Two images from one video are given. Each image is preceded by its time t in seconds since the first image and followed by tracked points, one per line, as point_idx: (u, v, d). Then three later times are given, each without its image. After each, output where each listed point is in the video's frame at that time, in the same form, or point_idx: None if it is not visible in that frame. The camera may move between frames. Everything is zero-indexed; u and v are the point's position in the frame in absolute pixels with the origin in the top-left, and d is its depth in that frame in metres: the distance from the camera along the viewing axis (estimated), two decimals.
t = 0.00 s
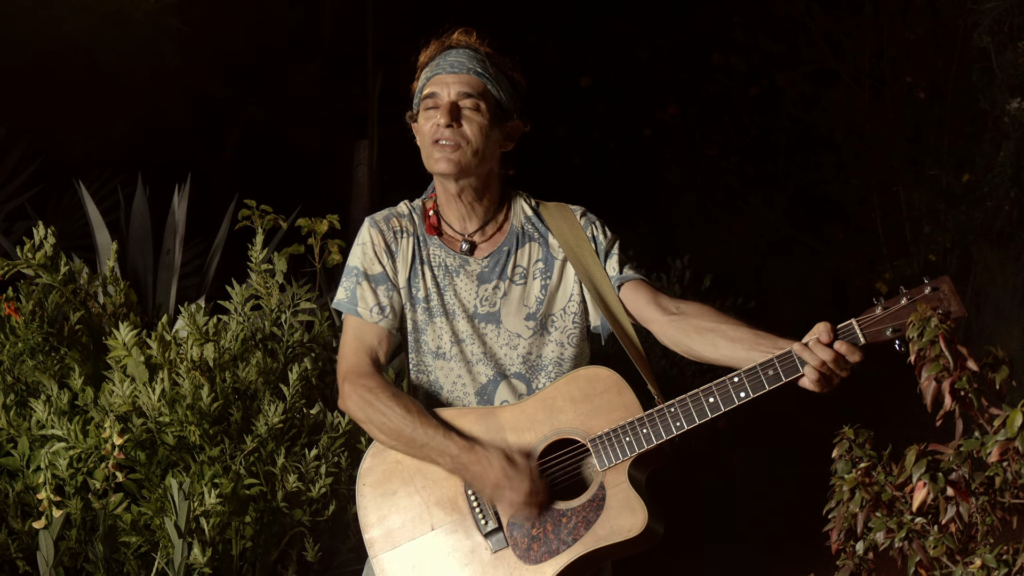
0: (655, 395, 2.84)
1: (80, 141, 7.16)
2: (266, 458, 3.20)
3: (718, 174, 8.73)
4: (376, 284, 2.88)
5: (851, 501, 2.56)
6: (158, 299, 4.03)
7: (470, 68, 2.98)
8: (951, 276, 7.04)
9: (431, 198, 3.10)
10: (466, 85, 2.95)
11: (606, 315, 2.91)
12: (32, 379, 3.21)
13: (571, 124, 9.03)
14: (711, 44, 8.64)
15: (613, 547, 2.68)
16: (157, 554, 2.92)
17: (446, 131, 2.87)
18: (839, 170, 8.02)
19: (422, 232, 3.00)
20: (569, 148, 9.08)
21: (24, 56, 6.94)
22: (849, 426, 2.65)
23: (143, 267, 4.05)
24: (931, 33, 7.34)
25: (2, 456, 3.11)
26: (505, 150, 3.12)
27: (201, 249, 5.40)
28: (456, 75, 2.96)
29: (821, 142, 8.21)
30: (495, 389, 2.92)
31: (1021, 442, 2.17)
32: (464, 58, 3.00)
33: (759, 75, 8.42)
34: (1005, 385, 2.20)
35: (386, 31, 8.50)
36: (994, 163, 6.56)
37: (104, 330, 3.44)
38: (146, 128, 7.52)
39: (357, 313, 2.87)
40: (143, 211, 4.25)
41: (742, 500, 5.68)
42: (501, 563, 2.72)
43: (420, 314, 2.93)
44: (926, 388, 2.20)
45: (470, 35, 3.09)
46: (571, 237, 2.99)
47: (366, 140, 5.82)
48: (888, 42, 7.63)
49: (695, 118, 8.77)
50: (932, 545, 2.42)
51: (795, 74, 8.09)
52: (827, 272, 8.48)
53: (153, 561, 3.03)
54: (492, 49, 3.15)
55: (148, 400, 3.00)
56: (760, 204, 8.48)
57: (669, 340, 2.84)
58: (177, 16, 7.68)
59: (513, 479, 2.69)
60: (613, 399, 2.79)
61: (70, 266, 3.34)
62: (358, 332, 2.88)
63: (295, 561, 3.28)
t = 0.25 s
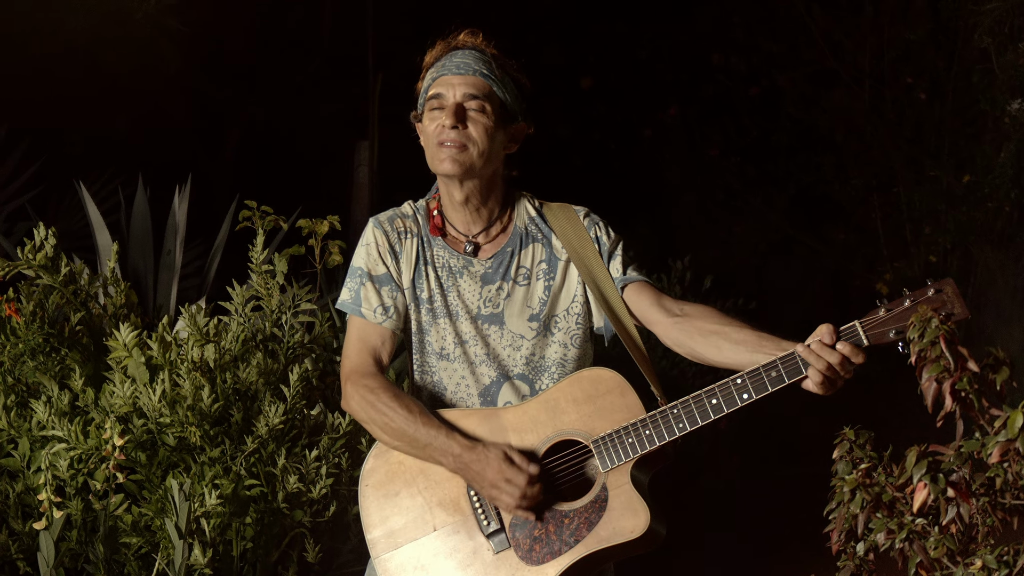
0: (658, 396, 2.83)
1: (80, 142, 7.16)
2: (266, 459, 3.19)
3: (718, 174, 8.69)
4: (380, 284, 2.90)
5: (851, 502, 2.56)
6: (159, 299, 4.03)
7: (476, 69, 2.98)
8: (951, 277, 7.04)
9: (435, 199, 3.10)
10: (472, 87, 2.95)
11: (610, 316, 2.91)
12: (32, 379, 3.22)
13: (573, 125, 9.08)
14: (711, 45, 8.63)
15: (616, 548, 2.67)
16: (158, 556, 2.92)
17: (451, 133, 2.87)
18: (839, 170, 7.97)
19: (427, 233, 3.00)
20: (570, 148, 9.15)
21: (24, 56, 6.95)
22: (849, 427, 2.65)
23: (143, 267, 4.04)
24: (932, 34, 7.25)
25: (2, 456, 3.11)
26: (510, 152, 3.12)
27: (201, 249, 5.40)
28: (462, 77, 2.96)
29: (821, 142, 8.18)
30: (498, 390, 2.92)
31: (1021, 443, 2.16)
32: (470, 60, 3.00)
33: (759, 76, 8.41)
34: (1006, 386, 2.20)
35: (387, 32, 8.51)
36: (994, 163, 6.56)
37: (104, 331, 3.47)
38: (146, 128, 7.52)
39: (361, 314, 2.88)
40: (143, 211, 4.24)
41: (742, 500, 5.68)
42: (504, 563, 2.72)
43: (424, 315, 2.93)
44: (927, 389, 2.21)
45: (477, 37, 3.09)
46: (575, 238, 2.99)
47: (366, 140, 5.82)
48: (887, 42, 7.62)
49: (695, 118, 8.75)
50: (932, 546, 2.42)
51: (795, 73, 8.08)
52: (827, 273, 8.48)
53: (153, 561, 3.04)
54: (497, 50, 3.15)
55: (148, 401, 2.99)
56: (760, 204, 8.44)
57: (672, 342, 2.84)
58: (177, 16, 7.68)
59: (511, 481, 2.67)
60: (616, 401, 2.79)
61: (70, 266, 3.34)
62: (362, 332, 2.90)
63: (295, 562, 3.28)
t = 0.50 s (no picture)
0: (659, 398, 2.83)
1: (80, 142, 7.16)
2: (266, 460, 3.19)
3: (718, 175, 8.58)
4: (383, 286, 2.89)
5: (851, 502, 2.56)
6: (159, 299, 4.03)
7: (483, 72, 2.98)
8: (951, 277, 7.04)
9: (437, 201, 3.10)
10: (478, 90, 2.95)
11: (611, 318, 2.91)
12: (32, 380, 3.21)
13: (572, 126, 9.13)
14: (713, 45, 8.58)
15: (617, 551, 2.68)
16: (158, 556, 2.92)
17: (456, 136, 2.87)
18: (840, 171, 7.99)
19: (429, 235, 3.00)
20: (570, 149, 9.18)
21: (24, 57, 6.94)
22: (849, 428, 2.65)
23: (143, 267, 4.04)
24: (932, 34, 7.26)
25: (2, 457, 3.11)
26: (514, 154, 3.12)
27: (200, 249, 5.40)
28: (469, 80, 2.96)
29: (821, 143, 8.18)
30: (499, 392, 2.92)
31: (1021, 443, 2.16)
32: (477, 62, 3.00)
33: (760, 76, 8.36)
34: (1006, 386, 2.20)
35: (386, 31, 8.50)
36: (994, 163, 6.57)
37: (103, 331, 3.46)
38: (147, 129, 7.52)
39: (363, 315, 2.87)
40: (143, 211, 4.24)
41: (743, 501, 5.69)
42: (504, 565, 2.72)
43: (426, 317, 2.93)
44: (927, 389, 2.21)
45: (483, 39, 3.09)
46: (577, 241, 2.98)
47: (366, 140, 5.83)
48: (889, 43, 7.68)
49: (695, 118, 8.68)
50: (933, 546, 2.43)
51: (795, 74, 8.14)
52: (827, 273, 8.49)
53: (153, 561, 3.04)
54: (503, 53, 3.15)
55: (148, 401, 2.99)
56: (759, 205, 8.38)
57: (673, 343, 2.84)
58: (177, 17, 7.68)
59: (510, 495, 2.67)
60: (617, 402, 2.79)
61: (70, 267, 3.34)
62: (364, 334, 2.89)
63: (295, 562, 3.27)
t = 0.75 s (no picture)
0: (659, 399, 2.84)
1: (80, 142, 7.16)
2: (267, 459, 3.20)
3: (718, 174, 8.64)
4: (383, 285, 2.89)
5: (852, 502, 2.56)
6: (159, 299, 4.03)
7: (485, 72, 2.98)
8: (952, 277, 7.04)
9: (439, 200, 3.10)
10: (480, 89, 2.95)
11: (611, 318, 2.91)
12: (32, 380, 3.21)
13: (573, 126, 8.99)
14: (713, 45, 8.59)
15: (614, 549, 2.67)
16: (158, 556, 2.92)
17: (457, 135, 2.88)
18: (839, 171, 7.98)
19: (430, 234, 3.00)
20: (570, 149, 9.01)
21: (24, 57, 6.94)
22: (849, 428, 2.65)
23: (143, 267, 4.04)
24: (932, 34, 7.30)
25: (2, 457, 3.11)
26: (516, 155, 3.12)
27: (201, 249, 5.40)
28: (471, 79, 2.96)
29: (821, 143, 8.21)
30: (500, 391, 2.92)
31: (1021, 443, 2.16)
32: (479, 62, 3.00)
33: (760, 76, 8.42)
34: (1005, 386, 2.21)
35: (386, 31, 8.50)
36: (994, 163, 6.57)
37: (104, 331, 3.46)
38: (147, 129, 7.52)
39: (363, 314, 2.87)
40: (143, 211, 4.23)
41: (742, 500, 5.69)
42: (502, 564, 2.72)
43: (426, 316, 2.93)
44: (927, 389, 2.21)
45: (486, 39, 3.09)
46: (578, 241, 2.98)
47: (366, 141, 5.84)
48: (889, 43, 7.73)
49: (695, 119, 8.68)
50: (933, 546, 2.43)
51: (795, 74, 8.22)
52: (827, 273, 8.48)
53: (153, 561, 3.04)
54: (506, 53, 3.15)
55: (148, 401, 2.99)
56: (761, 205, 8.44)
57: (674, 344, 2.84)
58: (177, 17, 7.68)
59: (517, 454, 2.74)
60: (616, 402, 2.80)
61: (70, 267, 3.35)
62: (362, 333, 2.90)
63: (295, 562, 3.27)
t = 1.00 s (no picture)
0: (658, 399, 2.84)
1: (81, 142, 7.17)
2: (267, 460, 3.20)
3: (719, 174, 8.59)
4: (383, 285, 2.89)
5: (852, 502, 2.56)
6: (159, 299, 4.03)
7: (486, 74, 2.98)
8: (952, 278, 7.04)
9: (440, 201, 3.10)
10: (480, 91, 2.95)
11: (611, 319, 2.90)
12: (32, 380, 3.21)
13: (573, 126, 9.19)
14: (714, 45, 8.57)
15: (614, 551, 2.67)
16: (158, 556, 2.92)
17: (457, 137, 2.87)
18: (840, 171, 7.93)
19: (431, 235, 3.00)
20: (570, 149, 9.23)
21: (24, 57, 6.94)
22: (850, 428, 2.65)
23: (144, 267, 4.03)
24: (932, 34, 7.25)
25: (2, 457, 3.12)
26: (516, 156, 3.12)
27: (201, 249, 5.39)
28: (471, 81, 2.96)
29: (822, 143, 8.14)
30: (500, 392, 2.92)
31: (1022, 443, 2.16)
32: (479, 64, 3.00)
33: (760, 76, 8.34)
34: (1006, 386, 2.21)
35: (387, 32, 8.50)
36: (995, 163, 6.57)
37: (104, 331, 3.45)
38: (147, 129, 7.52)
39: (363, 314, 2.87)
40: (144, 211, 4.23)
41: (742, 500, 5.69)
42: (501, 565, 2.72)
43: (427, 317, 2.93)
44: (927, 389, 2.21)
45: (486, 41, 3.09)
46: (578, 242, 2.98)
47: (367, 141, 5.84)
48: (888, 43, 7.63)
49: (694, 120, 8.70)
50: (933, 546, 2.43)
51: (795, 74, 8.15)
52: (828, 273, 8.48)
53: (153, 561, 3.04)
54: (506, 54, 3.15)
55: (148, 401, 2.99)
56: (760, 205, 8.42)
57: (673, 346, 2.84)
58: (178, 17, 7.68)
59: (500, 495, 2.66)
60: (617, 404, 2.80)
61: (70, 267, 3.35)
62: (363, 333, 2.89)
63: (295, 563, 3.26)
